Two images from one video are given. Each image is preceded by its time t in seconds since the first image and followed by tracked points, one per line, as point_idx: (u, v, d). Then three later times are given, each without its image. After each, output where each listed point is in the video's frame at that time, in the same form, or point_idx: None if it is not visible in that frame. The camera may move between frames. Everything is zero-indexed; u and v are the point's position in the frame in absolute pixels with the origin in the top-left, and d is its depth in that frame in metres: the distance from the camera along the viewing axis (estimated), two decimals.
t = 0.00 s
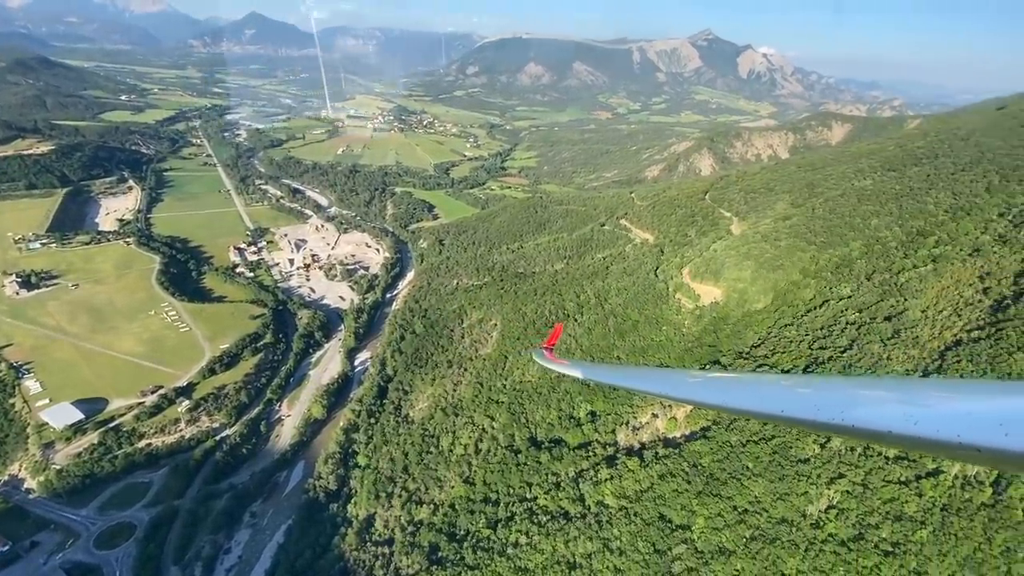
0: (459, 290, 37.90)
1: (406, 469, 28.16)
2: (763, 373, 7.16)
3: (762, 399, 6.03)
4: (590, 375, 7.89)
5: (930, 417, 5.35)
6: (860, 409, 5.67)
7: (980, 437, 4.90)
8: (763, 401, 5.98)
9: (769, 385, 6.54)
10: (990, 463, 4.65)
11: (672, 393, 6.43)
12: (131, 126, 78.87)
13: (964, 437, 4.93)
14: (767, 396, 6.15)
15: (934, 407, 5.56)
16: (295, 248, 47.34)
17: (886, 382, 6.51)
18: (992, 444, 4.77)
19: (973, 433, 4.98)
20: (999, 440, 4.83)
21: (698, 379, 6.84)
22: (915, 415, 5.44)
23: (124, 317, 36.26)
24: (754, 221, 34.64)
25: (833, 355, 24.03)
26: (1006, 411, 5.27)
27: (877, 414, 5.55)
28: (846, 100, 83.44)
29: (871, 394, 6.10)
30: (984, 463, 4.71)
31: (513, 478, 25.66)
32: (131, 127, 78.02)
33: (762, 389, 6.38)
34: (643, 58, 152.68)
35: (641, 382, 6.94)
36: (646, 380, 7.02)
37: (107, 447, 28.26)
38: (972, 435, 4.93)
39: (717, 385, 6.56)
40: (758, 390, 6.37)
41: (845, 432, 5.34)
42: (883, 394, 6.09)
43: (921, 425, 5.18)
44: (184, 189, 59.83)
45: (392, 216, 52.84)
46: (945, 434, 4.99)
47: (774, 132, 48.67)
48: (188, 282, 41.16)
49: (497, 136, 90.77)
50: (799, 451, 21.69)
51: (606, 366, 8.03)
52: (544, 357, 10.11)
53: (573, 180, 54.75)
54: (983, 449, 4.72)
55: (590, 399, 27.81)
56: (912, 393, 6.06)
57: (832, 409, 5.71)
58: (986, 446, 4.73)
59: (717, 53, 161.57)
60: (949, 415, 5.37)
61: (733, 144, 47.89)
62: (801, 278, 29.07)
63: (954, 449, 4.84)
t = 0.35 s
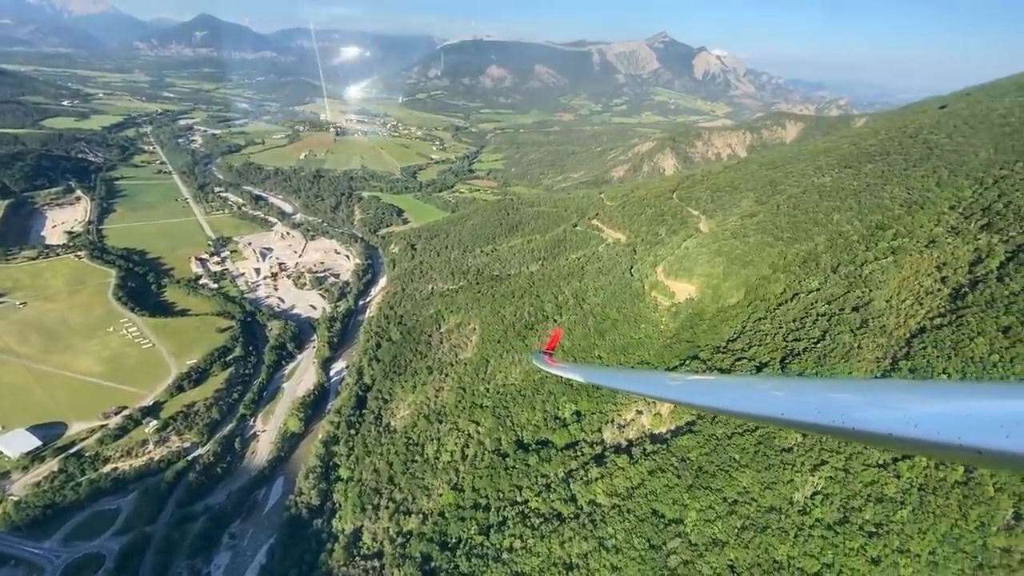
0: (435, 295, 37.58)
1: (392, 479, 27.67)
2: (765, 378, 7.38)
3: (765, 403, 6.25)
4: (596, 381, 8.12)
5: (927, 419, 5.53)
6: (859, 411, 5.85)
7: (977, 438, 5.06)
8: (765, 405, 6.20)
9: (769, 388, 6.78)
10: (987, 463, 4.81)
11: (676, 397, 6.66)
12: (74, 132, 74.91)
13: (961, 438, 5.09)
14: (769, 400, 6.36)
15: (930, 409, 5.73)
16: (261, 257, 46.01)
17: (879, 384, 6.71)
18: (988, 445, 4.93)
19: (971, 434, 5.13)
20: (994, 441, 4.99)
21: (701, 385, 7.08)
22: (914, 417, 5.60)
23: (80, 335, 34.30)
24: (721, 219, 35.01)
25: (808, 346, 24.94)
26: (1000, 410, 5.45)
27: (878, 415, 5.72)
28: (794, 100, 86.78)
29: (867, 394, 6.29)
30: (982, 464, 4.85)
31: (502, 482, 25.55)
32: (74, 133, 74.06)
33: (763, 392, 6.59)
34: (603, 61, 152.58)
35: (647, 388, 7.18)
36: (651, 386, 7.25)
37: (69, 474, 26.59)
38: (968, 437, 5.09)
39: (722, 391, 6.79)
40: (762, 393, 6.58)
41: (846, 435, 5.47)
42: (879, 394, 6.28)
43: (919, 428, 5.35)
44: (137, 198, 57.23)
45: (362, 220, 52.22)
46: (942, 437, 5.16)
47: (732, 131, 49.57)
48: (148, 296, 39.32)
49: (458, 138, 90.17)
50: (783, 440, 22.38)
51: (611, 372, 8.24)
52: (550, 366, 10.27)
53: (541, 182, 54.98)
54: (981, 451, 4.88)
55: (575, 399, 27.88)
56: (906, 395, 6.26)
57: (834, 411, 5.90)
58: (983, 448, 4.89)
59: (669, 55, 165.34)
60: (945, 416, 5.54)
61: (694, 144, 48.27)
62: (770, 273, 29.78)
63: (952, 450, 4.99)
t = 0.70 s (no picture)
0: (409, 301, 37.09)
1: (376, 491, 27.10)
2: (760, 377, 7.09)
3: (761, 405, 5.87)
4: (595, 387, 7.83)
5: (935, 423, 5.17)
6: (861, 414, 5.49)
7: (986, 444, 4.73)
8: (763, 407, 5.82)
9: (763, 388, 6.44)
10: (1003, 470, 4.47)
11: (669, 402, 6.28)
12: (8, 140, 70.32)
13: (973, 444, 4.74)
14: (763, 402, 6.00)
15: (934, 409, 5.40)
16: (223, 269, 44.61)
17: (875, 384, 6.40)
18: (998, 451, 4.61)
19: (980, 440, 4.80)
20: (1007, 448, 4.65)
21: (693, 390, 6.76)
22: (917, 421, 5.24)
23: (30, 357, 32.11)
24: (688, 218, 34.98)
25: (782, 338, 25.59)
26: (1009, 414, 5.08)
27: (882, 419, 5.36)
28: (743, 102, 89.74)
29: (864, 394, 5.96)
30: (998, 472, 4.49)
31: (490, 487, 25.35)
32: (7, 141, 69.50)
33: (756, 394, 6.26)
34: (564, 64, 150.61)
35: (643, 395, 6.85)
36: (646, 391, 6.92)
37: (25, 507, 24.69)
38: (977, 442, 4.77)
39: (718, 394, 6.42)
40: (758, 394, 6.24)
41: (849, 441, 5.07)
42: (876, 394, 5.95)
43: (927, 434, 4.98)
44: (83, 208, 54.23)
45: (327, 227, 51.41)
46: (950, 442, 4.81)
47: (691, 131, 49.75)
48: (102, 313, 37.20)
49: (416, 141, 88.90)
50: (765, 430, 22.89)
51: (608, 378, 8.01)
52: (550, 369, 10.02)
53: (506, 186, 54.84)
54: (992, 456, 4.54)
55: (558, 399, 27.73)
56: (905, 394, 5.90)
57: (838, 414, 5.51)
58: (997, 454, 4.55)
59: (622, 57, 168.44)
60: (951, 417, 5.20)
61: (655, 144, 48.57)
62: (740, 268, 30.23)
63: (964, 456, 4.64)
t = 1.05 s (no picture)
0: (381, 309, 36.48)
1: (359, 506, 26.36)
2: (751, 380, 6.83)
3: (758, 405, 5.55)
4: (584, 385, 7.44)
5: (939, 427, 4.92)
6: (862, 417, 5.22)
7: (991, 448, 4.48)
8: (760, 407, 5.50)
9: (755, 387, 6.15)
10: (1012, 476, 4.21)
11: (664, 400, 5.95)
12: None
13: (979, 449, 4.49)
14: (759, 401, 5.69)
15: (935, 413, 5.18)
16: (180, 282, 42.71)
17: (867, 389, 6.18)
18: (1007, 455, 4.36)
19: (986, 443, 4.56)
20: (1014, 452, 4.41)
21: (685, 388, 6.40)
22: (921, 425, 4.99)
23: None
24: (655, 217, 35.49)
25: (755, 332, 25.93)
26: (1009, 419, 4.88)
27: (886, 422, 5.11)
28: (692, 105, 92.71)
29: (860, 398, 5.73)
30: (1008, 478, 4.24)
31: (477, 494, 25.10)
32: None
33: (750, 392, 5.95)
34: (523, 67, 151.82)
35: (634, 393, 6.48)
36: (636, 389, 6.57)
37: None
38: (985, 446, 4.52)
39: (711, 393, 6.09)
40: (754, 393, 5.92)
41: (852, 442, 4.84)
42: (869, 397, 5.73)
43: (931, 436, 4.74)
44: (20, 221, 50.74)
45: (289, 236, 50.13)
46: (954, 445, 4.56)
47: (650, 133, 49.91)
48: (48, 334, 34.82)
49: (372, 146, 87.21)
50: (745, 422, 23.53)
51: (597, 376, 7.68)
52: (546, 365, 9.71)
53: (471, 190, 54.52)
54: (1001, 460, 4.30)
55: (540, 402, 27.67)
56: (900, 399, 5.68)
57: (840, 416, 5.26)
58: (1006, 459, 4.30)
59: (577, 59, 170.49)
60: (954, 422, 4.97)
61: (616, 146, 48.88)
62: (709, 265, 30.79)
63: (974, 459, 4.38)
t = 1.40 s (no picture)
0: (351, 318, 35.66)
1: (339, 522, 25.48)
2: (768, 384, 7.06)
3: (762, 408, 5.83)
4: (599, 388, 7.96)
5: (942, 428, 4.97)
6: (865, 420, 5.38)
7: (990, 450, 4.50)
8: (763, 409, 5.79)
9: (762, 390, 6.43)
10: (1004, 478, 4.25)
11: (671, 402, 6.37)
12: None
13: (976, 450, 4.53)
14: (763, 402, 5.98)
15: (943, 413, 5.21)
16: (132, 298, 40.58)
17: (876, 389, 6.26)
18: (1006, 457, 4.38)
19: (988, 446, 4.57)
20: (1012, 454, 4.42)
21: (695, 388, 6.79)
22: (927, 426, 5.05)
23: None
24: (622, 219, 35.24)
25: (727, 327, 26.17)
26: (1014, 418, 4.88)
27: (890, 425, 5.21)
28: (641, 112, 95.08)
29: (865, 400, 5.84)
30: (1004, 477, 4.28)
31: (462, 502, 24.70)
32: None
33: (755, 394, 6.24)
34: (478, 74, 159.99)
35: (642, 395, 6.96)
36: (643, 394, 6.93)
37: None
38: (985, 448, 4.54)
39: (718, 394, 6.45)
40: (760, 396, 6.16)
41: (848, 445, 5.01)
42: (877, 399, 5.82)
43: (930, 438, 4.82)
44: None
45: (248, 246, 48.44)
46: (952, 446, 4.63)
47: (610, 136, 49.94)
48: None
49: (323, 152, 84.90)
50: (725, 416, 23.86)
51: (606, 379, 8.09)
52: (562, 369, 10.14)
53: (433, 196, 53.90)
54: (995, 461, 4.34)
55: (521, 405, 27.53)
56: (911, 400, 5.71)
57: (843, 419, 5.41)
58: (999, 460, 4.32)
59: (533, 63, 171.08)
60: (958, 422, 5.00)
61: (578, 149, 48.65)
62: (678, 264, 31.17)
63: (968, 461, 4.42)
